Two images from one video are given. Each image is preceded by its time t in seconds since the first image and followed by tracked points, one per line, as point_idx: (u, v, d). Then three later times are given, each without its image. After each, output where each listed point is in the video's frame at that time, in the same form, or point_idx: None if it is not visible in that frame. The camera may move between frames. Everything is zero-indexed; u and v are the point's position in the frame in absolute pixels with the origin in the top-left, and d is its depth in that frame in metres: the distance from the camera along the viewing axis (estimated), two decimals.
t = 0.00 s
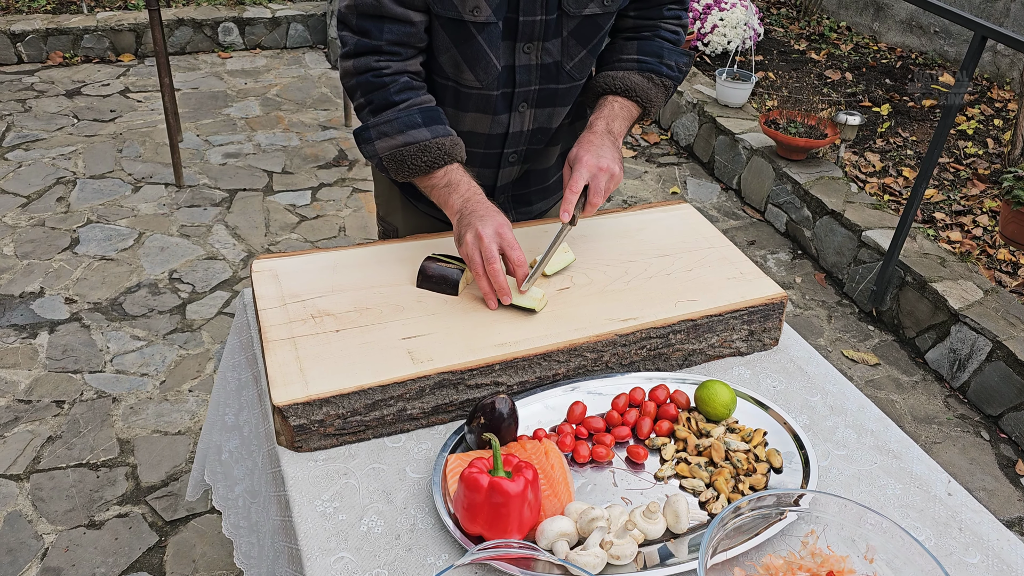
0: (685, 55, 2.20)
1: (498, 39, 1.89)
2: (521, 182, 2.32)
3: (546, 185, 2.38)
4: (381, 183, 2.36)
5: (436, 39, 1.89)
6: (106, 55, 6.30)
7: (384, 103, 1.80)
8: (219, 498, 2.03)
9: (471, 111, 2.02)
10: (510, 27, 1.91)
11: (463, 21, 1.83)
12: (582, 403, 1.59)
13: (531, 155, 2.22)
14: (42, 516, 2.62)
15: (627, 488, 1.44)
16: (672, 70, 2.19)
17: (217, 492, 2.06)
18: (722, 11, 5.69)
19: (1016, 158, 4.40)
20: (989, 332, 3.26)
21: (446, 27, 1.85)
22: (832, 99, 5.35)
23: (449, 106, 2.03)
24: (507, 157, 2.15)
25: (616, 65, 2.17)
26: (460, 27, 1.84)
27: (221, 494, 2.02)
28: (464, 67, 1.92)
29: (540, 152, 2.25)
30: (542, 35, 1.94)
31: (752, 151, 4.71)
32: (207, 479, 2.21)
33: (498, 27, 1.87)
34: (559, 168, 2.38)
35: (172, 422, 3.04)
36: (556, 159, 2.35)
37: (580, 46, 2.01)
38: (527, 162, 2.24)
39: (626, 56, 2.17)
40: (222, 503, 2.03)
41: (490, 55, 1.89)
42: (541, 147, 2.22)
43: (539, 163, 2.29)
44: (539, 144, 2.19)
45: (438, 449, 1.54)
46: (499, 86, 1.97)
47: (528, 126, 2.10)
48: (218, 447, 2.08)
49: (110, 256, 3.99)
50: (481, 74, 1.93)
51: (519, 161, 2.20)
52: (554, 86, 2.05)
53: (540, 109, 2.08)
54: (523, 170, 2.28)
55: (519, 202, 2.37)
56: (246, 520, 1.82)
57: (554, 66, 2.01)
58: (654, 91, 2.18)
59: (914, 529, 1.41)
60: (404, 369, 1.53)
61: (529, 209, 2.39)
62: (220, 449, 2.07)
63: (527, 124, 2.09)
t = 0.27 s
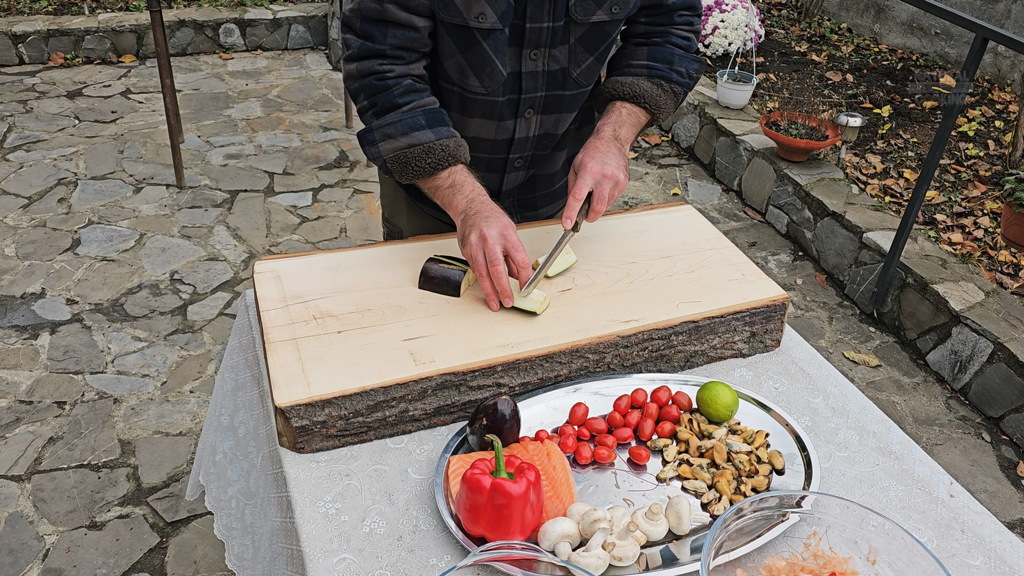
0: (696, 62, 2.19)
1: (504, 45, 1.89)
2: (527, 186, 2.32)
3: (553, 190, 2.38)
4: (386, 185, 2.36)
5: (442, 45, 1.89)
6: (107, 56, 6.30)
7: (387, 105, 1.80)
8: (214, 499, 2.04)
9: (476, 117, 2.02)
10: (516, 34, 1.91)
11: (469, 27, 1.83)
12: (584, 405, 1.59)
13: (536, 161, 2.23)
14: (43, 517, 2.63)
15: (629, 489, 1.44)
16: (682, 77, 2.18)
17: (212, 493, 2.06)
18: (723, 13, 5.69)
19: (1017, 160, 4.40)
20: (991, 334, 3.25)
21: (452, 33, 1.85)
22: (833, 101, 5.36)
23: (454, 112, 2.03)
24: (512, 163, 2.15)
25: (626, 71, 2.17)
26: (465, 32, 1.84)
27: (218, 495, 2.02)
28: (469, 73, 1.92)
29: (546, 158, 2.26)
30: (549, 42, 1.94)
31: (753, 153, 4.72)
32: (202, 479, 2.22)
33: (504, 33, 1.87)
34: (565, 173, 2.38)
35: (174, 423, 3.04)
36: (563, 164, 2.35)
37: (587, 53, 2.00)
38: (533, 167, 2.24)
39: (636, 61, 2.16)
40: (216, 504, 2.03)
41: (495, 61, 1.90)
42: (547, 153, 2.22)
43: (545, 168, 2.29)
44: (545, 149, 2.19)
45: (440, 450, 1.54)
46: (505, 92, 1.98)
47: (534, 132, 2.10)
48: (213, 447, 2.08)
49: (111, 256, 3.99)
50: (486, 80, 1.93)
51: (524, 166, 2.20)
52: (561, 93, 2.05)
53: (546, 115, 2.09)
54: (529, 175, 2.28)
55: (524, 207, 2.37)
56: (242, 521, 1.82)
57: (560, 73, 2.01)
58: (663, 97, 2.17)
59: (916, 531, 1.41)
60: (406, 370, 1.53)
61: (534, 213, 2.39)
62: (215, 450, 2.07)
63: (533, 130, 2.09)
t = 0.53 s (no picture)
0: (702, 68, 2.17)
1: (507, 49, 1.89)
2: (531, 190, 2.32)
3: (557, 193, 2.38)
4: (390, 186, 2.37)
5: (446, 48, 1.89)
6: (109, 57, 6.31)
7: (390, 107, 1.80)
8: (219, 500, 2.04)
9: (480, 120, 2.02)
10: (520, 38, 1.91)
11: (472, 31, 1.83)
12: (586, 406, 1.59)
13: (541, 165, 2.23)
14: (44, 517, 2.63)
15: (631, 491, 1.44)
16: (687, 83, 2.16)
17: (217, 493, 2.06)
18: (725, 14, 5.72)
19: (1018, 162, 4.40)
20: (992, 335, 3.25)
21: (455, 36, 1.85)
22: (834, 102, 5.36)
23: (458, 115, 2.03)
24: (516, 166, 2.15)
25: (630, 76, 2.15)
26: (468, 36, 1.84)
27: (222, 496, 2.02)
28: (473, 76, 1.92)
29: (551, 161, 2.26)
30: (553, 46, 1.94)
31: (754, 154, 4.71)
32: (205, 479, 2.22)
33: (507, 37, 1.87)
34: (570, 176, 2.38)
35: (175, 424, 3.04)
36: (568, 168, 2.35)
37: (592, 57, 2.00)
38: (537, 171, 2.24)
39: (641, 67, 2.14)
40: (220, 505, 2.04)
41: (498, 65, 1.90)
42: (551, 157, 2.22)
43: (550, 171, 2.30)
44: (549, 153, 2.19)
45: (442, 451, 1.54)
46: (509, 96, 1.98)
47: (538, 136, 2.10)
48: (217, 448, 2.08)
49: (112, 257, 3.99)
50: (489, 83, 1.93)
51: (529, 169, 2.20)
52: (565, 97, 2.05)
53: (551, 119, 2.08)
54: (534, 179, 2.29)
55: (528, 210, 2.38)
56: (243, 522, 1.81)
57: (565, 77, 2.01)
58: (667, 103, 2.16)
59: (918, 533, 1.41)
60: (407, 372, 1.53)
61: (538, 216, 2.40)
62: (220, 451, 2.07)
63: (537, 134, 2.09)
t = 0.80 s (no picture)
0: (705, 76, 2.15)
1: (510, 52, 1.88)
2: (536, 192, 2.33)
3: (562, 195, 2.39)
4: (394, 187, 2.37)
5: (449, 50, 1.88)
6: (110, 58, 6.32)
7: (393, 109, 1.81)
8: (226, 501, 2.04)
9: (484, 122, 2.02)
10: (525, 40, 1.91)
11: (475, 33, 1.83)
12: (587, 407, 1.59)
13: (546, 167, 2.23)
14: (45, 518, 2.63)
15: (632, 492, 1.44)
16: (691, 92, 2.14)
17: (223, 494, 2.06)
18: (726, 16, 5.74)
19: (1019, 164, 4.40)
20: (993, 337, 3.25)
21: (458, 38, 1.85)
22: (835, 104, 5.36)
23: (462, 117, 2.03)
24: (521, 168, 2.16)
25: (632, 87, 2.13)
26: (471, 38, 1.84)
27: (228, 497, 2.02)
28: (476, 79, 1.92)
29: (556, 164, 2.26)
30: (558, 49, 1.93)
31: (755, 156, 4.71)
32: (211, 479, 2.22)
33: (511, 40, 1.86)
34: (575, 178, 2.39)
35: (176, 425, 3.04)
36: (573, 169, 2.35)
37: (596, 60, 2.00)
38: (542, 173, 2.25)
39: (643, 77, 2.12)
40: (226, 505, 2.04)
41: (502, 67, 1.90)
42: (556, 159, 2.22)
43: (555, 173, 2.31)
44: (554, 156, 2.20)
45: (443, 453, 1.54)
46: (513, 98, 1.98)
47: (542, 138, 2.10)
48: (223, 449, 2.08)
49: (113, 258, 3.99)
50: (493, 86, 1.93)
51: (534, 172, 2.20)
52: (569, 100, 2.05)
53: (555, 121, 2.09)
54: (539, 181, 2.29)
55: (533, 211, 2.38)
56: (246, 523, 1.81)
57: (569, 79, 2.01)
58: (670, 114, 2.14)
59: (920, 535, 1.40)
60: (409, 373, 1.53)
61: (543, 218, 2.41)
62: (225, 453, 2.07)
63: (541, 136, 2.10)
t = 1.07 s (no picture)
0: (731, 39, 2.18)
1: (515, 51, 1.88)
2: (543, 188, 2.33)
3: (568, 193, 2.38)
4: (397, 188, 2.36)
5: (453, 51, 1.88)
6: (111, 59, 6.32)
7: (393, 110, 1.81)
8: (228, 502, 2.03)
9: (490, 121, 2.02)
10: (528, 39, 1.91)
11: (479, 33, 1.82)
12: (588, 410, 1.59)
13: (552, 163, 2.24)
14: (46, 519, 2.62)
15: (633, 495, 1.43)
16: (717, 55, 2.17)
17: (225, 495, 2.06)
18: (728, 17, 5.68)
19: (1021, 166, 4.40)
20: (995, 339, 3.25)
21: (462, 39, 1.84)
22: (837, 105, 5.36)
23: (468, 118, 2.03)
24: (527, 165, 2.16)
25: (659, 52, 2.17)
26: (475, 38, 1.83)
27: (229, 498, 2.02)
28: (481, 79, 1.92)
29: (561, 160, 2.27)
30: (562, 45, 1.94)
31: (757, 157, 4.71)
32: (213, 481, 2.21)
33: (515, 39, 1.86)
34: (582, 175, 2.38)
35: (177, 426, 3.04)
36: (579, 167, 2.36)
37: (601, 54, 2.01)
38: (548, 169, 2.25)
39: (670, 42, 2.16)
40: (228, 507, 2.03)
41: (507, 66, 1.89)
42: (562, 155, 2.23)
43: (561, 169, 2.31)
44: (560, 152, 2.20)
45: (445, 455, 1.54)
46: (519, 96, 1.98)
47: (549, 134, 2.11)
48: (224, 451, 2.08)
49: (114, 259, 3.99)
50: (498, 85, 1.93)
51: (539, 168, 2.20)
52: (575, 94, 2.06)
53: (561, 116, 2.09)
54: (545, 177, 2.29)
55: (539, 209, 2.38)
56: (247, 524, 1.81)
57: (575, 75, 2.02)
58: (697, 77, 2.18)
59: (923, 538, 1.40)
60: (411, 375, 1.53)
61: (550, 215, 2.40)
62: (226, 454, 2.07)
63: (548, 132, 2.10)
